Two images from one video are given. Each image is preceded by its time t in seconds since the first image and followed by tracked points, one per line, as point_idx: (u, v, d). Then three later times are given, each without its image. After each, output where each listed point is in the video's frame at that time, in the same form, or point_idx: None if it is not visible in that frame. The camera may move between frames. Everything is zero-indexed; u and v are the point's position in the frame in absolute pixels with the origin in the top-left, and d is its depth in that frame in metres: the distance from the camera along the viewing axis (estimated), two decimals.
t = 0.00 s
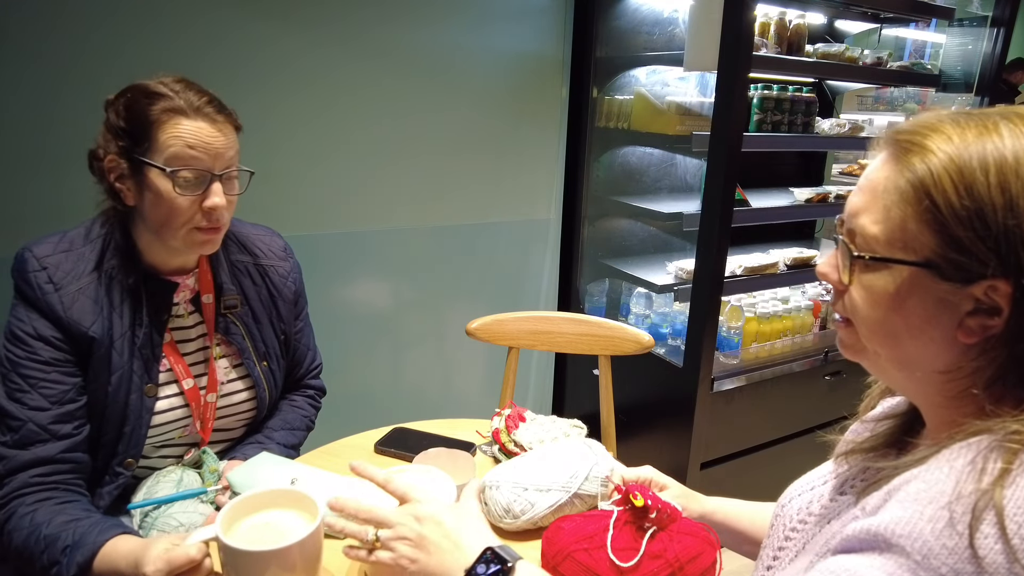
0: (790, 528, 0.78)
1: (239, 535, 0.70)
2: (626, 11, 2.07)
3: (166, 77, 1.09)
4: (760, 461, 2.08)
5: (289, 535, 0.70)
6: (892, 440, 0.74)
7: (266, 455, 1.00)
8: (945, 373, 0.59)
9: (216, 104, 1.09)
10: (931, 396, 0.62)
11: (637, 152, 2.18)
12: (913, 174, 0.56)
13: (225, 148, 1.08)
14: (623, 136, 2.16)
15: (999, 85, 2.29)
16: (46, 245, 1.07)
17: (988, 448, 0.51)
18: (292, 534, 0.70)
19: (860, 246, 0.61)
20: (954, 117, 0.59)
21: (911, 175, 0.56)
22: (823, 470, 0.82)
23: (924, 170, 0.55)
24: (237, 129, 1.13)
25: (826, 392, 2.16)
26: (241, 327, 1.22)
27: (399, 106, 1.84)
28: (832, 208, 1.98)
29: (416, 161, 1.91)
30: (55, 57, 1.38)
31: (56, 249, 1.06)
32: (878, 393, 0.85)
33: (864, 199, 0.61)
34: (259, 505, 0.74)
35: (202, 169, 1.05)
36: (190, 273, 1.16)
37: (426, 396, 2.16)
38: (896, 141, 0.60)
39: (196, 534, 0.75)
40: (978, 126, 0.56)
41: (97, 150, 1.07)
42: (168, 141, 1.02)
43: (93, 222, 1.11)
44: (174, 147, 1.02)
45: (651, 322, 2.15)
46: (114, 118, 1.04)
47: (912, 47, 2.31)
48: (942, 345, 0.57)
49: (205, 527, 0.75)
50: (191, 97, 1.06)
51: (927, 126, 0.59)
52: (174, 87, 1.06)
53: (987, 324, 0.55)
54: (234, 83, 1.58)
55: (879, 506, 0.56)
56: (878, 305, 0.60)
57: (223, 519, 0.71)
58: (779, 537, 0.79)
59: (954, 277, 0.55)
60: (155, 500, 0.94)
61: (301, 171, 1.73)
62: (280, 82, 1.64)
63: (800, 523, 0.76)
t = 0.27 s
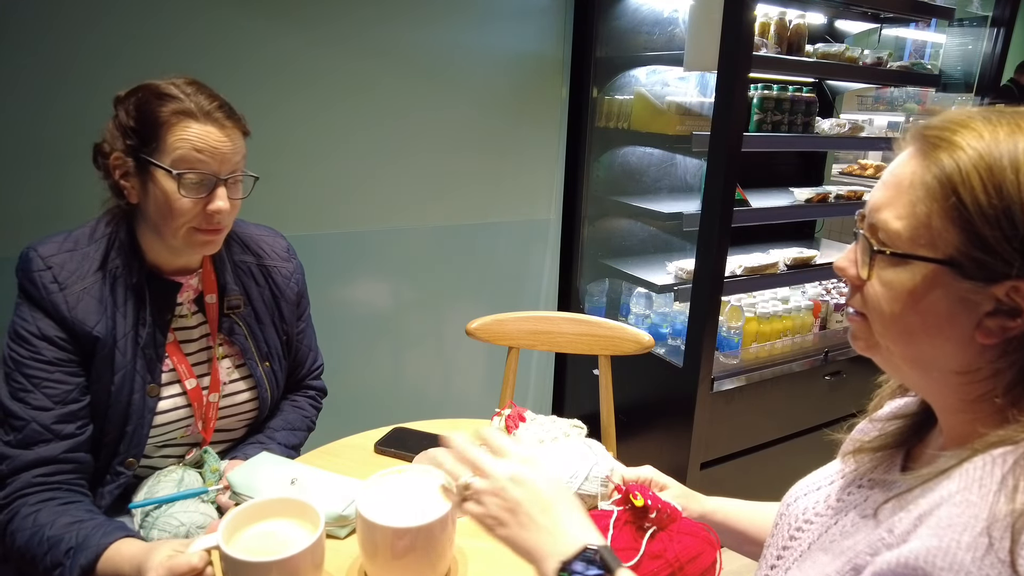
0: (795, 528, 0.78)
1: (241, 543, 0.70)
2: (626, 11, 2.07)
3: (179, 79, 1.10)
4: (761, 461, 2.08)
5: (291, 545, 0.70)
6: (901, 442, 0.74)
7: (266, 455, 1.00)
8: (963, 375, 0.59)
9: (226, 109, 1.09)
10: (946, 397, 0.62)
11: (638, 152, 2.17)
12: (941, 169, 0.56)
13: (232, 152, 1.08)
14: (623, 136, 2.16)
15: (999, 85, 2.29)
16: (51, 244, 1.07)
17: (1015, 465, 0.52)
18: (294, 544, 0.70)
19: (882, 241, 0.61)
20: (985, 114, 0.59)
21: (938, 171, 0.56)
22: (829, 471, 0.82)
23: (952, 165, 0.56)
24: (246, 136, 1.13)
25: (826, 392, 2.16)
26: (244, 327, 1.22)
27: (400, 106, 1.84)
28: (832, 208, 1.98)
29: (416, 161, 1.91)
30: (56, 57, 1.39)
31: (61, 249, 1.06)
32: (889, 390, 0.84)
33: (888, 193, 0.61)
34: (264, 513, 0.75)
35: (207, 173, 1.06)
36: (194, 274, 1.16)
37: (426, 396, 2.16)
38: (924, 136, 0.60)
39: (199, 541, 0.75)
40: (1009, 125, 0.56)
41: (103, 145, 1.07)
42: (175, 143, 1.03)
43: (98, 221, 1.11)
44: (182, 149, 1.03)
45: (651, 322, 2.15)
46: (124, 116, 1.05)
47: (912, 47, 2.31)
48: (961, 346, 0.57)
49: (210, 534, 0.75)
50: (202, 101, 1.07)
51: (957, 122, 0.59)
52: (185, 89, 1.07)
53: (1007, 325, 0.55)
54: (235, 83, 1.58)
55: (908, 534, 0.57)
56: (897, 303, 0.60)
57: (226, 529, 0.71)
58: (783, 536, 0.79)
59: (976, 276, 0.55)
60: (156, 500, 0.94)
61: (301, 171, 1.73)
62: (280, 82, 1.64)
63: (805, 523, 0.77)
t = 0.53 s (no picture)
0: (799, 529, 0.78)
1: (245, 543, 0.70)
2: (626, 11, 2.07)
3: (186, 77, 1.10)
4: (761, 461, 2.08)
5: (296, 543, 0.70)
6: (908, 443, 0.74)
7: (267, 455, 1.00)
8: (975, 379, 0.59)
9: (232, 109, 1.10)
10: (956, 399, 0.62)
11: (637, 152, 2.17)
12: (952, 171, 0.56)
13: (236, 151, 1.09)
14: (623, 136, 2.16)
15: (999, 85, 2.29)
16: (51, 241, 1.07)
17: None
18: (300, 542, 0.70)
19: (892, 243, 0.61)
20: (996, 113, 0.59)
21: (949, 172, 0.57)
22: (834, 471, 0.82)
23: (963, 166, 0.56)
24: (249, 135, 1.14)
25: (826, 392, 2.16)
26: (243, 326, 1.22)
27: (400, 106, 1.84)
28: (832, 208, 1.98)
29: (416, 161, 1.91)
30: (56, 57, 1.39)
31: (62, 245, 1.06)
32: (897, 389, 0.84)
33: (898, 195, 0.61)
34: (267, 513, 0.75)
35: (213, 172, 1.06)
36: (195, 272, 1.17)
37: (426, 396, 2.16)
38: (935, 138, 0.60)
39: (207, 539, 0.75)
40: (1020, 125, 0.56)
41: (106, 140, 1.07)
42: (181, 140, 1.03)
43: (99, 219, 1.11)
44: (187, 146, 1.03)
45: (651, 322, 2.15)
46: (131, 112, 1.05)
47: (912, 47, 2.31)
48: (973, 349, 0.57)
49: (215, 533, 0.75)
50: (209, 100, 1.07)
51: (967, 123, 0.59)
52: (193, 88, 1.08)
53: (1020, 329, 0.55)
54: (235, 83, 1.59)
55: (929, 556, 0.57)
56: (908, 305, 0.60)
57: (231, 528, 0.71)
58: (786, 538, 0.79)
59: (988, 279, 0.55)
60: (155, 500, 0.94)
61: (301, 171, 1.73)
62: (280, 82, 1.64)
63: (809, 525, 0.77)
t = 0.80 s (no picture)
0: (801, 529, 0.78)
1: (246, 543, 0.70)
2: (626, 11, 2.07)
3: (186, 75, 1.12)
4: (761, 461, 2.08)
5: (297, 542, 0.70)
6: (913, 443, 0.74)
7: (267, 455, 1.00)
8: (983, 384, 0.59)
9: (231, 104, 1.11)
10: (963, 403, 0.62)
11: (637, 152, 2.18)
12: (947, 178, 0.56)
13: (236, 146, 1.10)
14: (623, 136, 2.16)
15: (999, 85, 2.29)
16: (52, 235, 1.07)
17: None
18: (301, 542, 0.70)
19: (892, 253, 0.61)
20: (987, 117, 0.59)
21: (944, 179, 0.57)
22: (837, 471, 0.82)
23: (958, 173, 0.56)
24: (248, 130, 1.15)
25: (826, 392, 2.15)
26: (241, 323, 1.22)
27: (400, 106, 1.84)
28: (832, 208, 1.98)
29: (416, 161, 1.91)
30: (56, 57, 1.39)
31: (61, 239, 1.07)
32: (905, 389, 0.84)
33: (895, 204, 0.61)
34: (267, 513, 0.75)
35: (213, 165, 1.07)
36: (194, 268, 1.17)
37: (426, 396, 2.16)
38: (927, 145, 0.60)
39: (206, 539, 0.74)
40: (1015, 127, 0.56)
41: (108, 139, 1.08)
42: (181, 134, 1.05)
43: (99, 215, 1.12)
44: (188, 141, 1.05)
45: (651, 322, 2.15)
46: (132, 108, 1.06)
47: (912, 47, 2.31)
48: (980, 354, 0.57)
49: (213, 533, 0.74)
50: (209, 95, 1.09)
51: (960, 128, 0.59)
52: (193, 85, 1.09)
53: None
54: (235, 83, 1.59)
55: (931, 557, 0.57)
56: (913, 313, 0.60)
57: (232, 528, 0.71)
58: (788, 537, 0.79)
59: (991, 283, 0.55)
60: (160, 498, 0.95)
61: (301, 171, 1.73)
62: (280, 82, 1.64)
63: (813, 525, 0.77)
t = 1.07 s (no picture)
0: (799, 529, 0.78)
1: (245, 543, 0.70)
2: (626, 11, 2.07)
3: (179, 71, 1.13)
4: (761, 461, 2.08)
5: (298, 543, 0.70)
6: (910, 445, 0.74)
7: (266, 454, 1.00)
8: (979, 384, 0.59)
9: (222, 97, 1.12)
10: (959, 403, 0.62)
11: (637, 152, 2.18)
12: (946, 176, 0.56)
13: (226, 138, 1.10)
14: (624, 136, 2.16)
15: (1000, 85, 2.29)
16: (53, 223, 1.08)
17: None
18: (301, 542, 0.70)
19: (890, 250, 0.61)
20: (989, 116, 0.59)
21: (944, 178, 0.57)
22: (835, 471, 0.82)
23: (958, 171, 0.56)
24: (239, 124, 1.16)
25: (826, 393, 2.15)
26: (237, 315, 1.23)
27: (400, 106, 1.84)
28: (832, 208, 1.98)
29: (416, 161, 1.91)
30: (56, 57, 1.39)
31: (62, 227, 1.08)
32: (901, 389, 0.84)
33: (894, 202, 0.61)
34: (267, 513, 0.75)
35: (203, 156, 1.08)
36: (189, 261, 1.17)
37: (426, 396, 2.16)
38: (928, 142, 0.60)
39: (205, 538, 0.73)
40: (1016, 127, 0.55)
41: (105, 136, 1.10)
42: (172, 126, 1.05)
43: (98, 207, 1.12)
44: (180, 133, 1.05)
45: (651, 322, 2.15)
46: (127, 103, 1.07)
47: (912, 47, 2.31)
48: (975, 354, 0.57)
49: (213, 534, 0.74)
50: (200, 88, 1.10)
51: (962, 126, 0.59)
52: (186, 79, 1.10)
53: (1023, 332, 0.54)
54: (235, 83, 1.59)
55: (929, 561, 0.57)
56: (909, 311, 0.60)
57: (232, 528, 0.71)
58: (786, 538, 0.79)
59: (989, 283, 0.55)
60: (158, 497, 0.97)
61: (301, 171, 1.73)
62: (279, 82, 1.64)
63: (810, 525, 0.77)
